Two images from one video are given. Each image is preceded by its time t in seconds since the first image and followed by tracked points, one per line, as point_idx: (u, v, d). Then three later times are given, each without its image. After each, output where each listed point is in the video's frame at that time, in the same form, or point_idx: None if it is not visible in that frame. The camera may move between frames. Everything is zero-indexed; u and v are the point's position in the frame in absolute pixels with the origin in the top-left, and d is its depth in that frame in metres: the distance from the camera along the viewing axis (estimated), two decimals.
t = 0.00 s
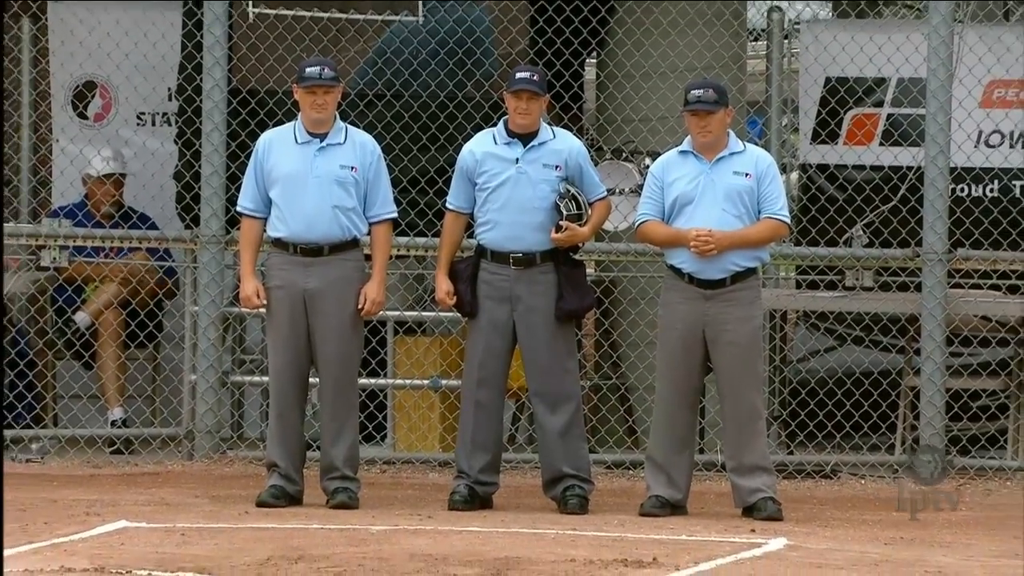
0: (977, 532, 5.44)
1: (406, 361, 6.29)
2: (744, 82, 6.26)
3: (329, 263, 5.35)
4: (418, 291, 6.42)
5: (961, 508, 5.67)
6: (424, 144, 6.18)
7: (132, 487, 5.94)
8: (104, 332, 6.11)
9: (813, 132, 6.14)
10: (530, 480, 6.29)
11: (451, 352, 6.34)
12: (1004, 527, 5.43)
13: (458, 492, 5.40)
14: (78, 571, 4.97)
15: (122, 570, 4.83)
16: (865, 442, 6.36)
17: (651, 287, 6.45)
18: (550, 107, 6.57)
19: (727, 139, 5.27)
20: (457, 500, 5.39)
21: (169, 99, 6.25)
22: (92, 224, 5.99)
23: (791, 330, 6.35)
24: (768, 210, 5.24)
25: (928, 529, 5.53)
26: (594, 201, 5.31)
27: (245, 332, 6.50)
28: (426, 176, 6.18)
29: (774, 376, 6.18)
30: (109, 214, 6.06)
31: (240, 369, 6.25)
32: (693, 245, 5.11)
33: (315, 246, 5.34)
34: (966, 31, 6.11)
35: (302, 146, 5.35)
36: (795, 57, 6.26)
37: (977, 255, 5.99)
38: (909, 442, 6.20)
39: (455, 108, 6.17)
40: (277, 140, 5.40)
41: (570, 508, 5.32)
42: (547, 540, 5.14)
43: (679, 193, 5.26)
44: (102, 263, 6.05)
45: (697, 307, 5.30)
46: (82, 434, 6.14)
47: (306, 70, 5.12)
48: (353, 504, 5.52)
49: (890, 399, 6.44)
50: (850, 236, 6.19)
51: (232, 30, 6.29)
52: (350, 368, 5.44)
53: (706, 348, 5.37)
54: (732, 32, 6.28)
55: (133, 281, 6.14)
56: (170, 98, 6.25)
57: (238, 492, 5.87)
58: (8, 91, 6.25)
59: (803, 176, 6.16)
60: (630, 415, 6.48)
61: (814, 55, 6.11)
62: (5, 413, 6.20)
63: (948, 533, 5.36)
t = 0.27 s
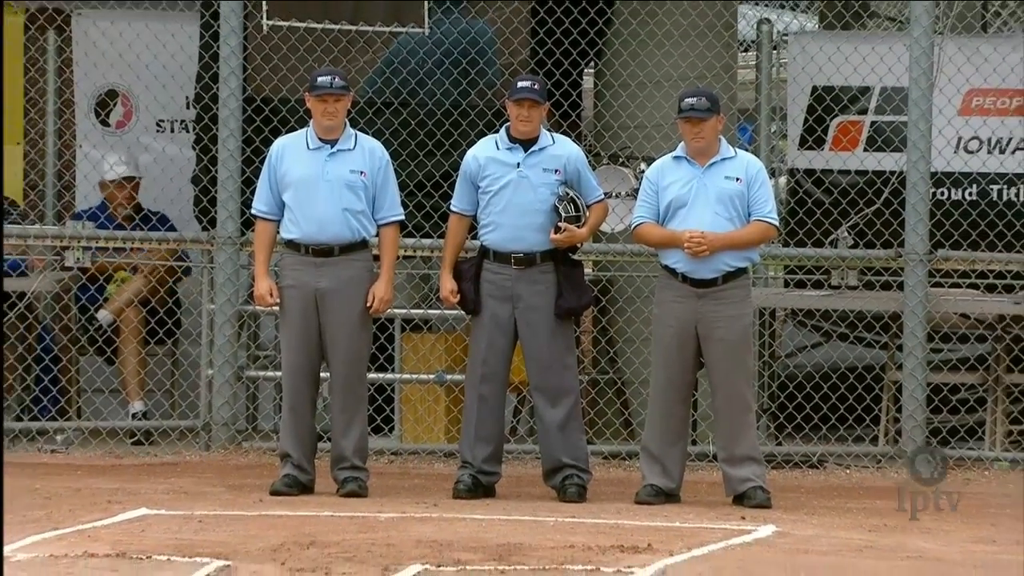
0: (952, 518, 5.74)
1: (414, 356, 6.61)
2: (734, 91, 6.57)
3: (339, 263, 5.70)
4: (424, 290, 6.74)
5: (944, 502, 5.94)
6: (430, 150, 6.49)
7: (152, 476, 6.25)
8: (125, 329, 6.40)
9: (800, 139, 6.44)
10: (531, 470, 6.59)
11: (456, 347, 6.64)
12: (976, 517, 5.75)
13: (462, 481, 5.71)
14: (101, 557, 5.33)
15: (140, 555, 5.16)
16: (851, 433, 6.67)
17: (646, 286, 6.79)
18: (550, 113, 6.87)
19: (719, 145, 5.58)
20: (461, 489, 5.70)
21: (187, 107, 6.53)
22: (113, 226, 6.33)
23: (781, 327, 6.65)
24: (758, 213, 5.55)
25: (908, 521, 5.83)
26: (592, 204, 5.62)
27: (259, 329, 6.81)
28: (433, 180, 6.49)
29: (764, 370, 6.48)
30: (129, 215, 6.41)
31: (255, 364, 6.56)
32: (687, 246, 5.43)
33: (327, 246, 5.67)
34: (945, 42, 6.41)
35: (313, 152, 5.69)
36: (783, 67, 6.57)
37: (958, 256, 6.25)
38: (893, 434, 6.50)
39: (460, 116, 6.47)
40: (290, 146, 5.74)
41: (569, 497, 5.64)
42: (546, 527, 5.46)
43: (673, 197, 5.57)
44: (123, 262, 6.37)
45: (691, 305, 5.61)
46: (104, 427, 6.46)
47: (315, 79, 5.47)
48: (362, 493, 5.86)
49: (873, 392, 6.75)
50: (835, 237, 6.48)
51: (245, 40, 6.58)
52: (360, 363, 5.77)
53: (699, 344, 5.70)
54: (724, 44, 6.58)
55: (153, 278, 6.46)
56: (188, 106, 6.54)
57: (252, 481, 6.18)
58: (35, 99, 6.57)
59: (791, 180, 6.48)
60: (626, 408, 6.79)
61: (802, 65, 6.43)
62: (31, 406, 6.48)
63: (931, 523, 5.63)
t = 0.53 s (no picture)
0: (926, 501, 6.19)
1: (425, 349, 7.05)
2: (725, 101, 6.99)
3: (354, 263, 6.16)
4: (435, 287, 7.19)
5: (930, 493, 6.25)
6: (440, 156, 6.98)
7: (181, 461, 6.69)
8: (154, 324, 6.82)
9: (786, 146, 6.88)
10: (534, 456, 7.03)
11: (464, 341, 7.09)
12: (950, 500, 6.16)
13: (470, 467, 6.16)
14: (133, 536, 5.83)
15: (169, 536, 5.63)
16: (834, 422, 7.11)
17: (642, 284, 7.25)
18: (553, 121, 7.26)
19: (711, 151, 6.02)
20: (470, 474, 6.14)
21: (213, 116, 6.96)
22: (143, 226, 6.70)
23: (769, 323, 7.07)
24: (747, 215, 6.00)
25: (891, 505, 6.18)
26: (593, 207, 6.06)
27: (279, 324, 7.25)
28: (443, 185, 6.98)
29: (753, 363, 6.93)
30: (151, 211, 6.78)
31: (276, 357, 6.99)
32: (681, 246, 5.89)
33: (343, 247, 6.13)
34: (923, 57, 6.86)
35: (331, 159, 6.15)
36: (770, 79, 6.97)
37: (934, 256, 6.67)
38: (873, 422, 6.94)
39: (468, 124, 6.95)
40: (309, 153, 6.20)
41: (570, 481, 6.09)
42: (547, 509, 5.92)
43: (668, 201, 6.03)
44: (152, 261, 6.78)
45: (685, 301, 6.07)
46: (135, 415, 6.88)
47: (335, 90, 5.97)
48: (376, 479, 6.32)
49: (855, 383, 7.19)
50: (820, 238, 6.91)
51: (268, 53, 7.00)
52: (374, 356, 6.23)
53: (692, 337, 6.16)
54: (715, 57, 7.01)
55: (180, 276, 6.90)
56: (213, 115, 6.96)
57: (274, 465, 6.63)
58: (71, 108, 6.95)
59: (778, 185, 6.91)
60: (624, 398, 7.23)
61: (789, 76, 6.85)
62: (67, 396, 6.97)
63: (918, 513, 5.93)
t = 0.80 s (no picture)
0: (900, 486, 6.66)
1: (434, 342, 7.50)
2: (715, 109, 7.49)
3: (367, 261, 6.65)
4: (443, 284, 7.67)
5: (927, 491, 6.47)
6: (447, 160, 7.46)
7: (205, 447, 7.15)
8: (180, 318, 7.28)
9: (772, 150, 7.34)
10: (536, 442, 7.49)
11: (470, 335, 7.56)
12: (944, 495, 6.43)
13: (476, 452, 6.63)
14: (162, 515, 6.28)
15: (195, 516, 6.09)
16: (817, 411, 7.58)
17: (637, 281, 7.73)
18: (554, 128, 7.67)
19: (702, 156, 6.52)
20: (476, 459, 6.61)
21: (235, 123, 7.42)
22: (168, 227, 7.17)
23: (756, 318, 7.53)
24: (736, 217, 6.50)
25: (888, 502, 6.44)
26: (590, 209, 6.55)
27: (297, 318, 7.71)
28: (451, 188, 7.48)
29: (741, 355, 7.40)
30: (175, 211, 7.27)
31: (294, 349, 7.45)
32: (674, 245, 6.40)
33: (356, 246, 6.64)
34: (901, 68, 7.31)
35: (346, 163, 6.66)
36: (757, 88, 7.42)
37: (911, 255, 7.11)
38: (854, 410, 7.41)
39: (474, 131, 7.46)
40: (326, 158, 6.71)
41: (570, 465, 6.56)
42: (548, 491, 6.40)
43: (662, 203, 6.53)
44: (178, 259, 7.23)
45: (677, 297, 6.56)
46: (163, 404, 7.37)
47: (350, 100, 6.46)
48: (387, 463, 6.81)
49: (838, 373, 7.67)
50: (804, 238, 7.38)
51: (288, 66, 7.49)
52: (385, 349, 6.73)
53: (683, 331, 6.65)
54: (706, 68, 7.52)
55: (203, 274, 7.33)
56: (235, 123, 7.43)
57: (292, 451, 7.10)
58: (103, 117, 7.39)
59: (765, 188, 7.36)
60: (620, 388, 7.71)
61: (774, 86, 7.32)
62: (99, 385, 7.46)
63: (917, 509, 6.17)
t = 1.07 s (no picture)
0: (876, 473, 7.21)
1: (445, 337, 8.06)
2: (707, 121, 8.00)
3: (382, 262, 7.28)
4: (453, 284, 8.20)
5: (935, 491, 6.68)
6: (457, 169, 7.98)
7: (232, 436, 7.70)
8: (208, 316, 7.82)
9: (760, 160, 7.85)
10: (540, 431, 8.04)
11: (479, 331, 8.11)
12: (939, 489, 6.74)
13: (485, 440, 7.22)
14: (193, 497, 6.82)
15: (223, 499, 6.63)
16: (802, 402, 8.13)
17: (635, 280, 8.23)
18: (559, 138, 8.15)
19: (694, 166, 7.12)
20: (484, 446, 7.21)
21: (260, 134, 7.98)
22: (198, 231, 7.72)
23: (744, 316, 8.02)
24: (725, 222, 7.10)
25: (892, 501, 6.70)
26: (590, 215, 7.05)
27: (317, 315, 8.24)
28: (461, 195, 8.02)
29: (731, 350, 7.92)
30: (205, 217, 7.80)
31: (315, 345, 7.98)
32: (669, 248, 6.99)
33: (373, 249, 7.25)
34: (880, 83, 7.84)
35: (362, 172, 7.27)
36: (745, 102, 7.88)
37: (889, 256, 7.67)
38: (835, 401, 7.97)
39: (481, 142, 7.98)
40: (343, 166, 7.33)
41: (571, 453, 7.13)
42: (552, 476, 6.96)
43: (657, 209, 7.12)
44: (207, 261, 7.79)
45: (672, 296, 7.18)
46: (193, 395, 7.93)
47: (368, 113, 7.09)
48: (401, 452, 7.41)
49: (821, 367, 8.23)
50: (789, 241, 7.96)
51: (310, 81, 8.05)
52: (399, 345, 7.36)
53: (677, 328, 7.26)
54: (698, 83, 8.02)
55: (229, 274, 7.86)
56: (261, 134, 7.98)
57: (314, 439, 7.65)
58: (137, 129, 7.93)
59: (753, 196, 7.89)
60: (618, 380, 8.29)
61: (761, 100, 7.87)
62: (133, 377, 7.98)
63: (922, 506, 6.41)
